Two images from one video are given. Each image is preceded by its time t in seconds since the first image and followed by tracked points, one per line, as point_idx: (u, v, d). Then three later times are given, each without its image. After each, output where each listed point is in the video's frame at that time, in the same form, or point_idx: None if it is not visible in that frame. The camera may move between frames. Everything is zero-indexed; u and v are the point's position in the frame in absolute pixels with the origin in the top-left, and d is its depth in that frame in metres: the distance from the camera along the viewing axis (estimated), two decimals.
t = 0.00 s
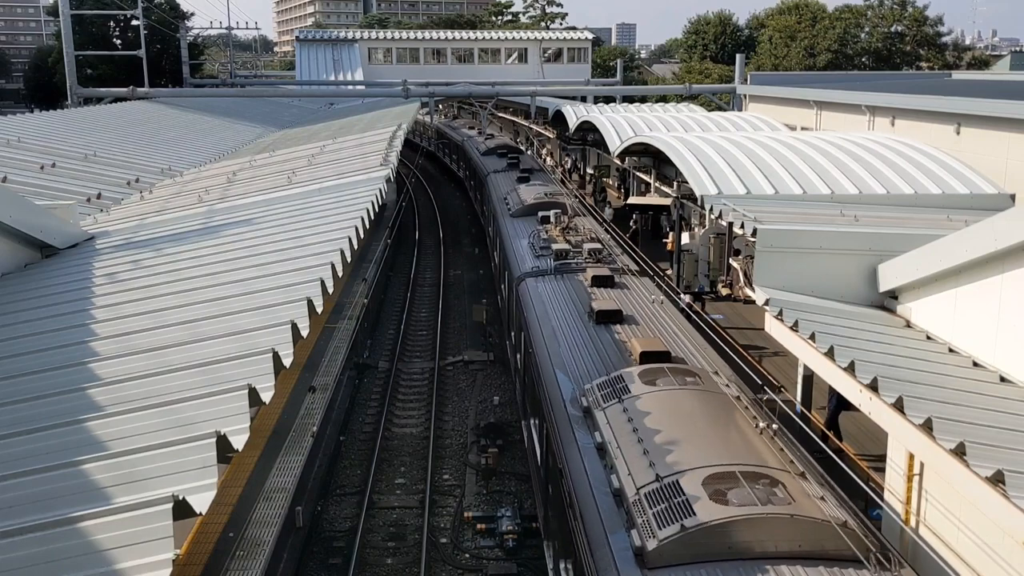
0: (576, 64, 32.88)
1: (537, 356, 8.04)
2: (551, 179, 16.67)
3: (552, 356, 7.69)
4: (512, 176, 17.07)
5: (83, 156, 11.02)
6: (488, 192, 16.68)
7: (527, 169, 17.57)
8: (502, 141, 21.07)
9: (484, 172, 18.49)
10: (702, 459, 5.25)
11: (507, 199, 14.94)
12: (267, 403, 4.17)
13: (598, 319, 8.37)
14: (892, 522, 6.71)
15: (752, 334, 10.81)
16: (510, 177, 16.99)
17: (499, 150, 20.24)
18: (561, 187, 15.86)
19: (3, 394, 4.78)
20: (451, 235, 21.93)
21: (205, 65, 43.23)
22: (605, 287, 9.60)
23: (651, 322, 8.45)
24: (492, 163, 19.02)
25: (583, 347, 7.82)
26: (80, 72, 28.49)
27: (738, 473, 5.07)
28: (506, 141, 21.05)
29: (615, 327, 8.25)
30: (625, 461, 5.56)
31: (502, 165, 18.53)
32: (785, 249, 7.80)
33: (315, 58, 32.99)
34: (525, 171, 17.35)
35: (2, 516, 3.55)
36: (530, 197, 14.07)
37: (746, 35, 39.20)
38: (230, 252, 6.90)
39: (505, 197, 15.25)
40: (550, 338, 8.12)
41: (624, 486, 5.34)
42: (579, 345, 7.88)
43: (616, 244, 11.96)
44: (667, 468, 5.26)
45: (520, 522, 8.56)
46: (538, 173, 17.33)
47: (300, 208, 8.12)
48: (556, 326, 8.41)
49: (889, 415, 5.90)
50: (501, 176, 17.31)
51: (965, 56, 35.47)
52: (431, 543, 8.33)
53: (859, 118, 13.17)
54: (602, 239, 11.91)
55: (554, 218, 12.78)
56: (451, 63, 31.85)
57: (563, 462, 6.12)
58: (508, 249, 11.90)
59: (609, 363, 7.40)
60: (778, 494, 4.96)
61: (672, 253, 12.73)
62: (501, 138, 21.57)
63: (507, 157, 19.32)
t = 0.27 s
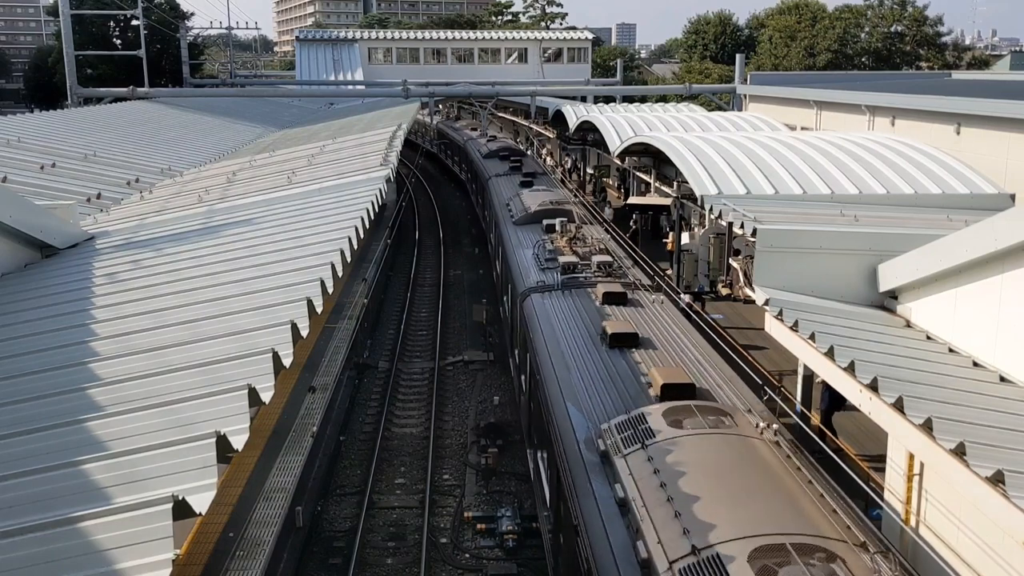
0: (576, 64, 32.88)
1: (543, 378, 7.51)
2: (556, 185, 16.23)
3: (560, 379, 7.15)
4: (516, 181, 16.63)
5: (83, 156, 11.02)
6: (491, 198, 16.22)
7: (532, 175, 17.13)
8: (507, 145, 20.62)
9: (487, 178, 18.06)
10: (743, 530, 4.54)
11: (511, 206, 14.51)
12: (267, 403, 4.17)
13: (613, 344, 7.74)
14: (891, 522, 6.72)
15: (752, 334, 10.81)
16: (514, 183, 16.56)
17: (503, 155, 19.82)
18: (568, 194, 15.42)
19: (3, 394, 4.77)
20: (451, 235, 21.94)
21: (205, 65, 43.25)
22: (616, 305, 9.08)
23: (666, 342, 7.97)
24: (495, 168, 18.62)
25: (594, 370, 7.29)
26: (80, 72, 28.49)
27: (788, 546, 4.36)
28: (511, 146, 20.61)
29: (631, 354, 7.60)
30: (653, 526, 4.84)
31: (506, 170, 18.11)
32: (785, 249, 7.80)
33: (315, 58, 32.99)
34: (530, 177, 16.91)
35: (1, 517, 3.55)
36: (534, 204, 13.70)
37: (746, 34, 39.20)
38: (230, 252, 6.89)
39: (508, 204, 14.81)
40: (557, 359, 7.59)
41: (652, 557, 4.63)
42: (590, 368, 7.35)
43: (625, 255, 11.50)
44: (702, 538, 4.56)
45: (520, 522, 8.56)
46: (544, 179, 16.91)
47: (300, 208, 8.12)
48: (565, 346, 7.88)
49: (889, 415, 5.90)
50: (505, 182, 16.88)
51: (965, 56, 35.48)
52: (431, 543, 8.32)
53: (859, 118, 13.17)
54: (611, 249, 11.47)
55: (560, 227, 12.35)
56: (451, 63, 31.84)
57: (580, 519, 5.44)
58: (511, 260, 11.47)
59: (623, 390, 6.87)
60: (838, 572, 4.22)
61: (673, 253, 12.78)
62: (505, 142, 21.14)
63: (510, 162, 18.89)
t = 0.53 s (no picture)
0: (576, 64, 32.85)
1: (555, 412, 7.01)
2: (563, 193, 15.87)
3: (575, 416, 6.64)
4: (521, 188, 16.25)
5: (83, 155, 11.01)
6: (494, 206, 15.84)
7: (537, 182, 16.75)
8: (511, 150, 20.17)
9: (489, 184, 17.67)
10: None
11: (516, 214, 14.14)
12: (267, 402, 4.17)
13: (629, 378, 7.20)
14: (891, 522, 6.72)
15: (752, 334, 10.80)
16: (519, 190, 16.19)
17: (507, 161, 19.45)
18: (575, 201, 15.05)
19: (2, 394, 4.77)
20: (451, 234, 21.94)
21: (205, 65, 43.27)
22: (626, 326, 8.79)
23: (683, 368, 7.62)
24: (498, 174, 18.27)
25: (610, 405, 6.80)
26: (80, 72, 28.49)
27: None
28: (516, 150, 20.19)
29: (650, 391, 7.02)
30: None
31: (510, 177, 17.76)
32: (785, 249, 7.79)
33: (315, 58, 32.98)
34: (535, 185, 16.53)
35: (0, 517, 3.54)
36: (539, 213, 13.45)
37: (746, 34, 39.18)
38: (230, 252, 6.88)
39: (513, 212, 14.44)
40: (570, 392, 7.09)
41: None
42: (606, 402, 6.85)
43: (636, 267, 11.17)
44: None
45: (520, 522, 8.56)
46: (549, 186, 16.55)
47: (300, 208, 8.12)
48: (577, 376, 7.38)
49: (889, 414, 5.90)
50: (510, 189, 16.52)
51: (965, 56, 35.46)
52: (431, 543, 8.32)
53: (859, 117, 13.17)
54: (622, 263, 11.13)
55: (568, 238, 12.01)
56: (451, 63, 31.83)
57: (592, 556, 5.13)
58: (517, 273, 11.11)
59: (643, 427, 6.40)
60: None
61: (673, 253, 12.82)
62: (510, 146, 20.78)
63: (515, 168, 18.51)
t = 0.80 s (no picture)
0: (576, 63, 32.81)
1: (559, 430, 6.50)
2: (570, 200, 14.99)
3: (582, 435, 6.13)
4: (524, 196, 15.41)
5: (83, 155, 11.01)
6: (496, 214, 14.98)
7: (541, 190, 15.87)
8: (516, 158, 19.52)
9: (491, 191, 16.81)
10: None
11: (519, 221, 13.26)
12: (267, 402, 4.17)
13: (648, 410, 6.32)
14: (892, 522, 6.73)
15: (752, 334, 10.80)
16: (522, 197, 15.34)
17: (509, 169, 18.70)
18: (581, 209, 14.20)
19: (2, 394, 4.77)
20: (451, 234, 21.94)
21: (206, 65, 43.27)
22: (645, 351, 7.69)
23: (707, 397, 6.71)
24: (500, 180, 17.45)
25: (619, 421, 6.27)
26: (80, 72, 28.49)
27: None
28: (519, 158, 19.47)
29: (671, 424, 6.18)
30: None
31: (513, 183, 16.93)
32: (785, 249, 7.79)
33: (315, 58, 32.99)
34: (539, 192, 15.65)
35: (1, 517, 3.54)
36: (543, 220, 12.52)
37: (746, 34, 39.17)
38: (230, 252, 6.88)
39: (516, 220, 13.56)
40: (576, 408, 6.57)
41: None
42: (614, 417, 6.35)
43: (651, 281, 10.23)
44: None
45: (520, 522, 8.56)
46: (554, 193, 15.68)
47: (300, 208, 8.12)
48: (585, 391, 6.86)
49: (890, 414, 5.90)
50: (512, 196, 15.67)
51: (966, 55, 35.46)
52: (431, 543, 8.32)
53: (859, 117, 13.16)
54: (634, 275, 10.21)
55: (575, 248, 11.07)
56: (451, 63, 31.84)
57: (592, 551, 5.03)
58: (520, 287, 10.21)
59: (651, 445, 5.85)
60: None
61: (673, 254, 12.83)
62: (512, 152, 19.98)
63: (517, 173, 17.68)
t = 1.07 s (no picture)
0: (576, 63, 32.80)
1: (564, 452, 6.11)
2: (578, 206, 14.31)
3: (590, 459, 5.75)
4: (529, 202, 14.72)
5: (84, 155, 11.02)
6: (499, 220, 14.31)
7: (547, 196, 15.14)
8: (521, 162, 18.87)
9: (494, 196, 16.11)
10: None
11: (524, 229, 12.56)
12: (267, 402, 4.17)
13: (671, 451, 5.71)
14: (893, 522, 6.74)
15: (753, 334, 10.81)
16: (527, 203, 14.64)
17: (513, 173, 18.01)
18: (589, 218, 13.51)
19: (3, 394, 4.77)
20: (452, 234, 21.94)
21: (206, 65, 43.29)
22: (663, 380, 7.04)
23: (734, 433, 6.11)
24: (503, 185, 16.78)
25: (629, 446, 5.90)
26: (80, 72, 28.51)
27: None
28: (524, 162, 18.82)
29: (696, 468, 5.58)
30: None
31: (517, 188, 16.25)
32: (785, 249, 7.79)
33: (315, 58, 33.01)
34: (545, 198, 14.94)
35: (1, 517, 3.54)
36: (550, 228, 11.88)
37: (746, 33, 39.16)
38: (230, 252, 6.88)
39: (520, 227, 12.87)
40: (583, 428, 6.19)
41: None
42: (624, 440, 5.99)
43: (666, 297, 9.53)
44: None
45: (521, 522, 8.56)
46: (560, 199, 14.99)
47: (300, 208, 8.12)
48: (594, 411, 6.46)
49: (890, 414, 5.91)
50: (516, 202, 14.99)
51: (966, 55, 35.45)
52: (432, 543, 8.31)
53: (859, 117, 13.16)
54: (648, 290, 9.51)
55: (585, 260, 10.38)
56: (451, 62, 31.84)
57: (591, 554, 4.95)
58: (526, 301, 9.52)
59: (673, 491, 5.29)
60: None
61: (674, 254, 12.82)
62: (516, 156, 19.31)
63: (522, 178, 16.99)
